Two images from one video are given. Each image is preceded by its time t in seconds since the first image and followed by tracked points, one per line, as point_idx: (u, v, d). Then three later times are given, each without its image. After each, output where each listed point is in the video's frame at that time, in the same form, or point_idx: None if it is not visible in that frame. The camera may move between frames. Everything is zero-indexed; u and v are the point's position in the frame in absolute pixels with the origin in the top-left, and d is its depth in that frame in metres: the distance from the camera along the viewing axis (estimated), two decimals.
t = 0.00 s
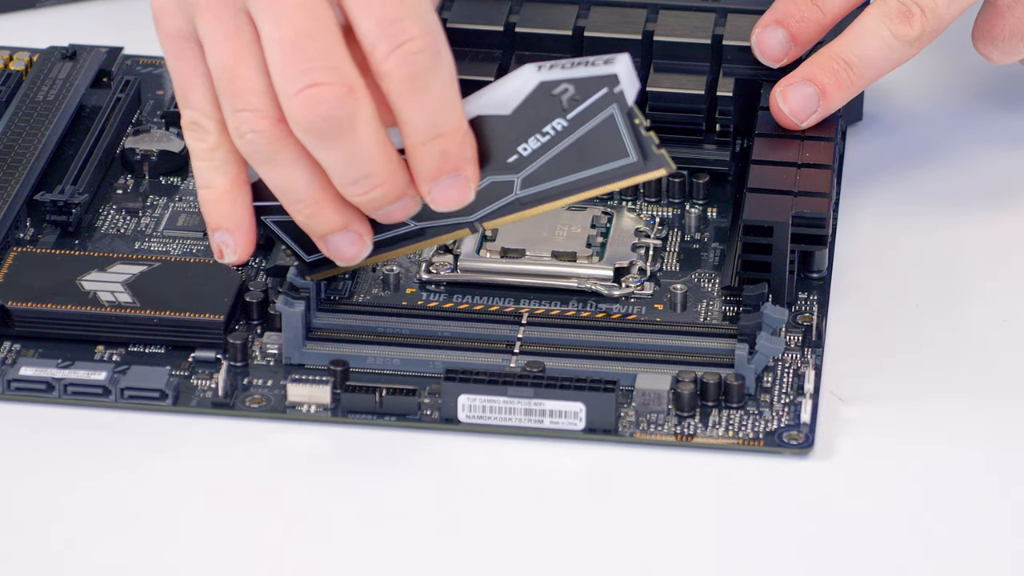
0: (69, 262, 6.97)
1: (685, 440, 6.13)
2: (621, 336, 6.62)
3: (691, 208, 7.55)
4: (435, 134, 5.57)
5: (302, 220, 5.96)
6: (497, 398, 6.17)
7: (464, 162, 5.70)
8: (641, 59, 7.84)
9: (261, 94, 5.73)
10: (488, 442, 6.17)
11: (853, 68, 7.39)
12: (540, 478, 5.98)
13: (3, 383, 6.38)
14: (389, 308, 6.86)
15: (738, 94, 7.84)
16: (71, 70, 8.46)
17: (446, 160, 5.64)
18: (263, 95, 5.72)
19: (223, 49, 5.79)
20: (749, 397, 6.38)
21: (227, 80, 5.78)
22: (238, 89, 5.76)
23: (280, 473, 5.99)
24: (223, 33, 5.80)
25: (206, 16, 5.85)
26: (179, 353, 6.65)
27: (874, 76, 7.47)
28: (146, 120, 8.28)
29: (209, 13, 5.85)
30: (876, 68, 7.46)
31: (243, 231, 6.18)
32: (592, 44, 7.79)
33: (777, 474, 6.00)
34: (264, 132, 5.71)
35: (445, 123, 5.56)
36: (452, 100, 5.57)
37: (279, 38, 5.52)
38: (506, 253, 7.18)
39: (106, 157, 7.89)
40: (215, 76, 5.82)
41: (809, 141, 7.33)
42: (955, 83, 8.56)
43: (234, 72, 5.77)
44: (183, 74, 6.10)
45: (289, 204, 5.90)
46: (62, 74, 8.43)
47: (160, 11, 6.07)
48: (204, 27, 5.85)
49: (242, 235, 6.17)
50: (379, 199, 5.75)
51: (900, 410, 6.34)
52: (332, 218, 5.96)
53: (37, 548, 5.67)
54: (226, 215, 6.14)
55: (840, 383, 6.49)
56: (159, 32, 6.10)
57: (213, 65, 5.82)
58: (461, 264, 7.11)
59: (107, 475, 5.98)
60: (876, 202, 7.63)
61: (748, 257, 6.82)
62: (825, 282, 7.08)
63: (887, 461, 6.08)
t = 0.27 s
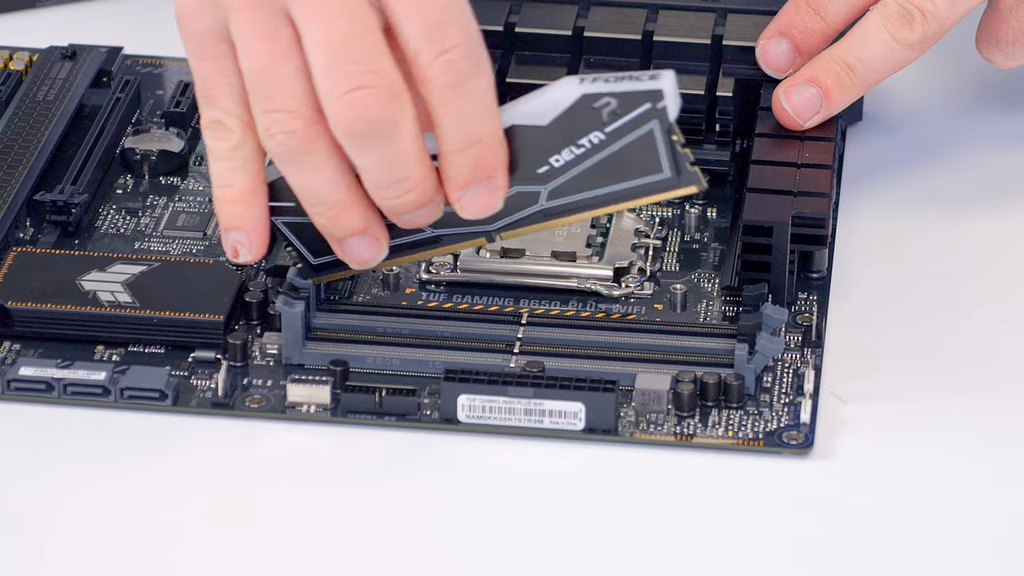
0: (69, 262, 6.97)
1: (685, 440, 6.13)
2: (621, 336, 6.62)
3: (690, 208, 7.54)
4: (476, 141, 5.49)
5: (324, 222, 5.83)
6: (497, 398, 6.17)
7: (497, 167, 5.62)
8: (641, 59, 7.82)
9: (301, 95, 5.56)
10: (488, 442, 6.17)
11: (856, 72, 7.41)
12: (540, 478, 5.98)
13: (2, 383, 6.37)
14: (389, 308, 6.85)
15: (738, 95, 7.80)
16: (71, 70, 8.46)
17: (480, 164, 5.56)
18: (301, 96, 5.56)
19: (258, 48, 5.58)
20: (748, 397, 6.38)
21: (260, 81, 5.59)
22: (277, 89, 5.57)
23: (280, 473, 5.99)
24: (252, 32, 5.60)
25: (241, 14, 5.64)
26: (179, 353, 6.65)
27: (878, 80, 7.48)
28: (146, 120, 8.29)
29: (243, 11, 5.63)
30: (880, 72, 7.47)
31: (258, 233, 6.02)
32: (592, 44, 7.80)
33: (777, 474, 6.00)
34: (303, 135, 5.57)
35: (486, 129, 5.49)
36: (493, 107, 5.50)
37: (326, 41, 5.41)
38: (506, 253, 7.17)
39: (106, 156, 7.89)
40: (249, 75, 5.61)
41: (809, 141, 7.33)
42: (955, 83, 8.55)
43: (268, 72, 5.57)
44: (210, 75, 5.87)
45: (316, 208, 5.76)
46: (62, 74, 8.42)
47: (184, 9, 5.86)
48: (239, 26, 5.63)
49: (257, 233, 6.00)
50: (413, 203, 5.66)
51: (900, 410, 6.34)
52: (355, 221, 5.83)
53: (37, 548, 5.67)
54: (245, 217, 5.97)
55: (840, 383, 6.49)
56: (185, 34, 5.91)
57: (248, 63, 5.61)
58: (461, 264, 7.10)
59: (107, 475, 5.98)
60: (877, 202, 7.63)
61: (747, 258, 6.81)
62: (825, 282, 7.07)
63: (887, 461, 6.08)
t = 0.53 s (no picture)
0: (69, 260, 6.97)
1: (684, 441, 6.13)
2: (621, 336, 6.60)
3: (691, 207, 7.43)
4: (527, 185, 5.90)
5: (392, 255, 6.06)
6: (496, 398, 6.17)
7: (575, 242, 6.24)
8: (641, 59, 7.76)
9: (423, 127, 5.87)
10: (487, 442, 6.17)
11: (863, 74, 7.46)
12: (540, 478, 5.98)
13: (2, 382, 6.37)
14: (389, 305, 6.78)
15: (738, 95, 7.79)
16: (71, 68, 8.46)
17: (563, 239, 6.19)
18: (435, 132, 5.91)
19: (416, 80, 5.88)
20: (748, 398, 6.37)
21: (417, 112, 5.88)
22: (424, 120, 5.88)
23: (280, 472, 5.99)
24: (433, 64, 5.94)
25: (402, 43, 5.92)
26: (179, 352, 6.65)
27: (885, 83, 7.54)
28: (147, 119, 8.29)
29: (426, 43, 5.93)
30: (886, 75, 7.53)
31: (318, 237, 6.16)
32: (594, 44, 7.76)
33: (777, 475, 6.00)
34: (427, 165, 5.90)
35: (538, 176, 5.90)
36: (544, 158, 5.97)
37: (493, 87, 5.85)
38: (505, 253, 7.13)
39: (106, 155, 7.89)
40: (395, 106, 5.87)
41: (810, 142, 7.31)
42: (956, 85, 8.55)
43: (420, 104, 5.88)
44: (328, 88, 5.98)
45: (391, 230, 5.99)
46: (63, 72, 8.42)
47: (328, 27, 5.97)
48: (398, 54, 5.91)
49: (316, 240, 6.15)
50: (465, 243, 6.05)
51: (900, 412, 6.34)
52: (422, 250, 6.10)
53: (37, 546, 5.67)
54: (306, 219, 6.10)
55: (840, 384, 6.49)
56: (310, 43, 6.00)
57: (415, 96, 5.87)
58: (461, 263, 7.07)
59: (107, 474, 5.98)
60: (877, 203, 7.63)
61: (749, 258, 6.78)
62: (825, 283, 7.05)
63: (887, 462, 6.08)
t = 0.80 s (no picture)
0: (69, 259, 6.97)
1: (683, 441, 6.13)
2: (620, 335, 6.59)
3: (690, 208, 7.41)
4: (538, 177, 5.89)
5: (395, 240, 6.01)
6: (495, 398, 6.17)
7: (579, 237, 6.22)
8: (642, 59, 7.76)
9: (434, 115, 5.87)
10: (487, 441, 6.17)
11: (862, 73, 7.46)
12: (539, 477, 5.98)
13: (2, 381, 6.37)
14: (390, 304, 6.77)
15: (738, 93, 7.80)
16: (72, 68, 8.46)
17: (567, 233, 6.17)
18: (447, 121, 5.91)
19: (431, 68, 5.90)
20: (748, 398, 6.37)
21: (430, 100, 5.88)
22: (436, 108, 5.88)
23: (280, 471, 5.99)
24: (448, 53, 5.96)
25: (418, 31, 5.94)
26: (178, 351, 6.65)
27: (884, 82, 7.53)
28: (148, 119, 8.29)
29: (441, 32, 5.96)
30: (886, 75, 7.53)
31: (322, 220, 6.10)
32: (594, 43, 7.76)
33: (777, 474, 6.00)
34: (438, 152, 5.89)
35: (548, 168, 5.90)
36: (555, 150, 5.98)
37: (508, 76, 5.87)
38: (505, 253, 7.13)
39: (106, 155, 7.89)
40: (408, 93, 5.87)
41: (810, 142, 7.31)
42: (956, 84, 8.55)
43: (433, 92, 5.88)
44: (341, 73, 5.98)
45: (398, 219, 5.96)
46: (64, 72, 8.42)
47: (346, 14, 6.00)
48: (414, 42, 5.93)
49: (321, 224, 6.09)
50: (472, 233, 6.02)
51: (899, 412, 6.34)
52: (426, 239, 6.06)
53: (36, 546, 5.67)
54: (312, 202, 6.05)
55: (840, 383, 6.49)
56: (325, 29, 6.03)
57: (428, 83, 5.88)
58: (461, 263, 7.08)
59: (107, 474, 5.99)
60: (876, 203, 7.63)
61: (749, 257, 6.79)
62: (825, 284, 7.05)
63: (886, 462, 6.08)
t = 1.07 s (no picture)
0: (70, 261, 6.97)
1: (684, 441, 6.13)
2: (620, 335, 6.58)
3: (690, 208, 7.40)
4: (538, 208, 5.93)
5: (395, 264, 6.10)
6: (496, 399, 6.16)
7: (578, 263, 6.28)
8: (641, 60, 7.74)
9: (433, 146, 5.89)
10: (487, 442, 6.17)
11: (862, 75, 7.46)
12: (539, 478, 5.98)
13: (2, 383, 6.37)
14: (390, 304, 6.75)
15: (738, 94, 7.78)
16: (72, 69, 8.46)
17: (567, 260, 6.23)
18: (445, 151, 5.93)
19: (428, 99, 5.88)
20: (748, 399, 6.37)
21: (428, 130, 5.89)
22: (434, 140, 5.89)
23: (280, 471, 6.00)
24: (446, 84, 5.93)
25: (417, 61, 5.90)
26: (179, 353, 6.65)
27: (885, 82, 7.54)
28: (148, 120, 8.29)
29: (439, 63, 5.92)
30: (887, 76, 7.53)
31: (326, 247, 6.19)
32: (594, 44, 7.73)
33: (777, 475, 6.00)
34: (436, 183, 5.93)
35: (548, 199, 5.93)
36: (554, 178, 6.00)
37: (507, 108, 5.84)
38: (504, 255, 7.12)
39: (106, 156, 7.89)
40: (406, 125, 5.87)
41: (810, 142, 7.30)
42: (955, 84, 8.54)
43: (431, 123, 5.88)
44: (342, 103, 5.98)
45: (397, 244, 6.02)
46: (64, 73, 8.42)
47: (344, 44, 5.97)
48: (412, 72, 5.90)
49: (324, 252, 6.18)
50: (472, 261, 6.08)
51: (900, 412, 6.34)
52: (426, 264, 6.13)
53: (36, 546, 5.67)
54: (316, 231, 6.13)
55: (840, 384, 6.49)
56: (323, 59, 6.00)
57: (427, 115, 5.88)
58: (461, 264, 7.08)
59: (107, 474, 5.98)
60: (877, 203, 7.63)
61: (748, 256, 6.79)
62: (825, 284, 7.04)
63: (887, 462, 6.08)
